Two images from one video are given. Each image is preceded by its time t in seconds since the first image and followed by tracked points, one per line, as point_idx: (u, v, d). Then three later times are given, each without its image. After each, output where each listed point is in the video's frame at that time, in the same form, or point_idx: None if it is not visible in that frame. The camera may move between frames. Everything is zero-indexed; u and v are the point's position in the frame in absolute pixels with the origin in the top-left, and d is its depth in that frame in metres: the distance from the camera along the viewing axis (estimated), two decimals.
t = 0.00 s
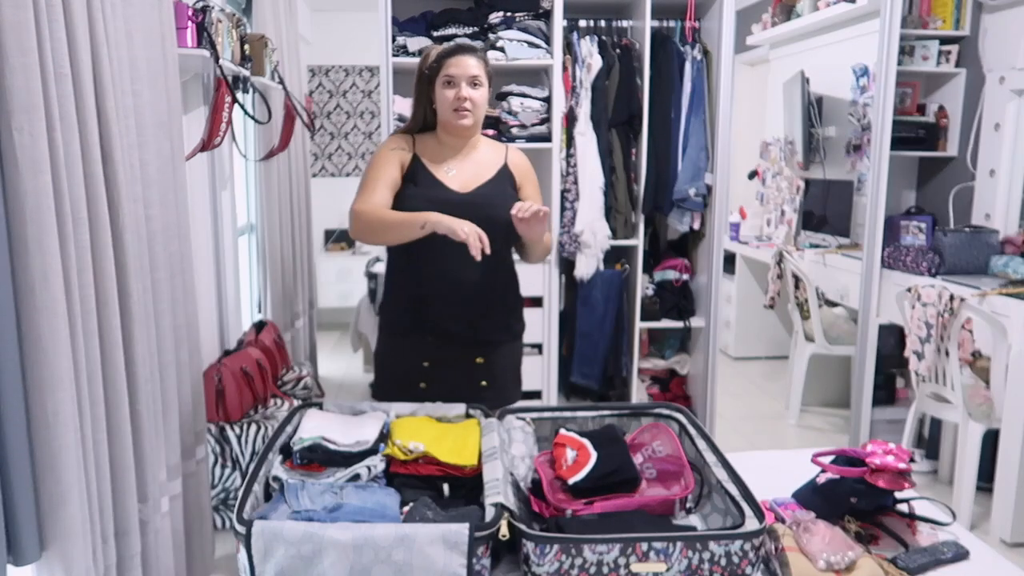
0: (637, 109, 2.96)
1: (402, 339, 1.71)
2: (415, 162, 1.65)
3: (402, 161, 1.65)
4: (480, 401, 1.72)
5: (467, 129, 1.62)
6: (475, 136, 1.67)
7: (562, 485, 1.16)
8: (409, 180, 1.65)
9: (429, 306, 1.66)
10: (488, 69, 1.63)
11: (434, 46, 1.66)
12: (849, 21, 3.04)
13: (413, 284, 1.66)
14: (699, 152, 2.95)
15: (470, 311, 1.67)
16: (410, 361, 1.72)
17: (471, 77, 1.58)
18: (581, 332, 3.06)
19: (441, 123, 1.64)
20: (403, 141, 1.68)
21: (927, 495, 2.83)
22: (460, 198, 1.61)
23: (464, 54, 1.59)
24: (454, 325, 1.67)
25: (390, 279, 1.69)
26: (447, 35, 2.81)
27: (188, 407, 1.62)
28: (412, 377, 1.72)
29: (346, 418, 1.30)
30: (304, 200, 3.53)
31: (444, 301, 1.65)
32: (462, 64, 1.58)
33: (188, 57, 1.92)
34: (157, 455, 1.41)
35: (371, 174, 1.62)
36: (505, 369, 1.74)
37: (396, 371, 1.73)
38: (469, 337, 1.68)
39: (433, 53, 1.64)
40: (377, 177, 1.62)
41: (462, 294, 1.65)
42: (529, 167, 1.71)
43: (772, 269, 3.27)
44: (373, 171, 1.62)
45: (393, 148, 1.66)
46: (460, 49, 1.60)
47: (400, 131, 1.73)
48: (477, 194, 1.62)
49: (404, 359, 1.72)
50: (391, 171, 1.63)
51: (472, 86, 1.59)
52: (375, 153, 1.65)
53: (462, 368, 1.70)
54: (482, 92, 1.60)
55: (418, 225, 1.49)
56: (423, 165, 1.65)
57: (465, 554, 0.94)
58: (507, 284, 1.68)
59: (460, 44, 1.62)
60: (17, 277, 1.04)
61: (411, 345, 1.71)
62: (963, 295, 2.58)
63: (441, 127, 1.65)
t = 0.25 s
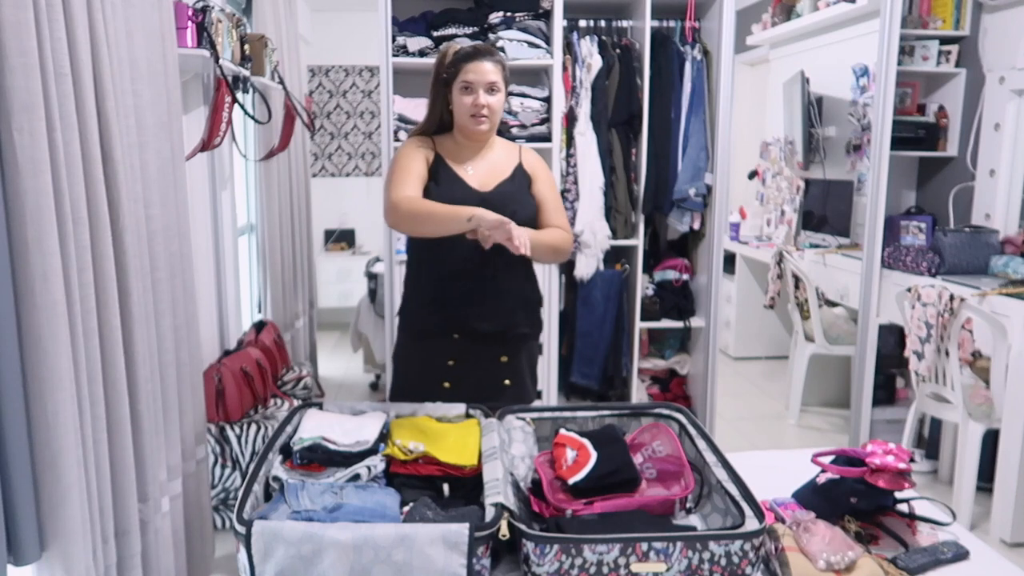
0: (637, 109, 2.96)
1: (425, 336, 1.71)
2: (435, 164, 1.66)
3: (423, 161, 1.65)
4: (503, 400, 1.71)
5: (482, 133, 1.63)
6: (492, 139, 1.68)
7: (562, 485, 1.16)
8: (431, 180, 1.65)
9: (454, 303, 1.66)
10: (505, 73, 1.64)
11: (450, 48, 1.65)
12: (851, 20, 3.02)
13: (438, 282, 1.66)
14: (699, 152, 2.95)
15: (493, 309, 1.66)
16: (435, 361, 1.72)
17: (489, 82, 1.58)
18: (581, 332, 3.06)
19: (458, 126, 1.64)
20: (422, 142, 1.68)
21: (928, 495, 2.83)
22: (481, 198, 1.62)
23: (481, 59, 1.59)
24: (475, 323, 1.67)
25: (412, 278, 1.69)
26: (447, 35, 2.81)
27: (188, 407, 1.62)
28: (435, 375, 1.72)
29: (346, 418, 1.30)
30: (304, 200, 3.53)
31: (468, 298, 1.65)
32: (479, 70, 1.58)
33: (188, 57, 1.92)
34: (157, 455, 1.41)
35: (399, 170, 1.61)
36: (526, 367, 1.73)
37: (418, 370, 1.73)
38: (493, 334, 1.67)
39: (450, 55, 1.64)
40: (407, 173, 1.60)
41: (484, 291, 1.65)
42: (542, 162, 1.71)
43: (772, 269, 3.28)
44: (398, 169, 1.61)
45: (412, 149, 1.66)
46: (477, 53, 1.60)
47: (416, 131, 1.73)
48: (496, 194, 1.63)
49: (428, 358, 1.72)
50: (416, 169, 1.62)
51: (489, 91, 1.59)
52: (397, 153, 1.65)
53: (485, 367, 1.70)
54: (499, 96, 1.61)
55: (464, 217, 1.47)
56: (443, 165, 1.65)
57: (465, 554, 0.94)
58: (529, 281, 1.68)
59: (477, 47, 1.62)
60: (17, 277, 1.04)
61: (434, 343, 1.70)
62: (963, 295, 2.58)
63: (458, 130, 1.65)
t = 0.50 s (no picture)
0: (637, 109, 2.96)
1: (435, 337, 1.71)
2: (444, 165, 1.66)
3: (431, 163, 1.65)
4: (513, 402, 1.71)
5: (490, 135, 1.63)
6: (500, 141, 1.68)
7: (562, 485, 1.16)
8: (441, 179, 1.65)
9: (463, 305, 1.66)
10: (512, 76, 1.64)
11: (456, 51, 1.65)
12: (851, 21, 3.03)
13: (448, 282, 1.65)
14: (700, 152, 2.95)
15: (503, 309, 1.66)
16: (444, 362, 1.72)
17: (496, 86, 1.58)
18: (581, 332, 3.06)
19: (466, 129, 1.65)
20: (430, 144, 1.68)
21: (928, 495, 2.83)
22: (492, 197, 1.62)
23: (487, 62, 1.59)
24: (485, 324, 1.67)
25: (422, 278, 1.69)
26: (447, 35, 2.81)
27: (188, 407, 1.62)
28: (445, 376, 1.72)
29: (346, 418, 1.30)
30: (304, 200, 3.53)
31: (477, 300, 1.65)
32: (487, 74, 1.58)
33: (188, 57, 1.92)
34: (157, 455, 1.41)
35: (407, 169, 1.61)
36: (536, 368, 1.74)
37: (428, 370, 1.73)
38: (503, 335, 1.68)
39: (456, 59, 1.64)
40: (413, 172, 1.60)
41: (494, 291, 1.64)
42: (550, 166, 1.73)
43: (772, 269, 3.28)
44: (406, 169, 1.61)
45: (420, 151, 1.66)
46: (484, 57, 1.60)
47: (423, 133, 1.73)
48: (509, 189, 1.63)
49: (437, 359, 1.72)
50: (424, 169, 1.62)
51: (496, 95, 1.59)
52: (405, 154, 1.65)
53: (495, 369, 1.70)
54: (506, 99, 1.61)
55: (471, 212, 1.48)
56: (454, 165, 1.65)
57: (465, 554, 0.94)
58: (539, 282, 1.68)
59: (483, 50, 1.62)
60: (17, 276, 1.04)
61: (444, 344, 1.71)
62: (963, 295, 2.58)
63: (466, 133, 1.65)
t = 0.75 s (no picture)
0: (637, 109, 2.96)
1: (438, 338, 1.71)
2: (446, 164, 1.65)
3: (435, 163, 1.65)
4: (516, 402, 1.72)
5: (492, 134, 1.63)
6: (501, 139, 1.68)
7: (562, 485, 1.16)
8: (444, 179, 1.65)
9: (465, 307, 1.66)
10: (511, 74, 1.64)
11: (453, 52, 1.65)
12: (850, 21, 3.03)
13: (452, 284, 1.66)
14: (699, 152, 2.95)
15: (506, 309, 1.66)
16: (447, 362, 1.72)
17: (496, 84, 1.59)
18: (581, 332, 3.06)
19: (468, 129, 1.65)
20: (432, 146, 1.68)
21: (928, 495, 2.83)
22: (496, 196, 1.62)
23: (486, 62, 1.60)
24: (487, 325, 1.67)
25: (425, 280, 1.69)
26: (447, 35, 2.81)
27: (188, 408, 1.62)
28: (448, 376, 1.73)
29: (346, 418, 1.30)
30: (304, 200, 3.53)
31: (479, 301, 1.65)
32: (486, 73, 1.58)
33: (188, 57, 1.92)
34: (157, 454, 1.41)
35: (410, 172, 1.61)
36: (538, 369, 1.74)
37: (432, 370, 1.73)
38: (505, 336, 1.68)
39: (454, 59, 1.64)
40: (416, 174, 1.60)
41: (497, 292, 1.64)
42: (552, 165, 1.73)
43: (772, 269, 3.28)
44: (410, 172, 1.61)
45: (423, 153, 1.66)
46: (482, 56, 1.60)
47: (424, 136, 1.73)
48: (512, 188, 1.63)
49: (442, 360, 1.72)
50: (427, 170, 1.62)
51: (497, 93, 1.59)
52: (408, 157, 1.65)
53: (498, 369, 1.70)
54: (506, 98, 1.61)
55: (477, 210, 1.47)
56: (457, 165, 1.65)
57: (465, 554, 0.95)
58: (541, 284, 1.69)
59: (481, 50, 1.62)
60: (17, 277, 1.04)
61: (446, 345, 1.71)
62: (963, 295, 2.58)
63: (467, 133, 1.65)
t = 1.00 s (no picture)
0: (637, 109, 2.96)
1: (437, 340, 1.71)
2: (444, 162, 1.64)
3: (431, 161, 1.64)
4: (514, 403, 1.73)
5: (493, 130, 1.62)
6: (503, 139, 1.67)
7: (562, 485, 1.16)
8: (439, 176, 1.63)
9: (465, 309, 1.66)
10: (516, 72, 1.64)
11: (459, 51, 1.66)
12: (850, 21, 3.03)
13: (451, 287, 1.65)
14: (699, 152, 2.95)
15: (508, 311, 1.67)
16: (446, 364, 1.72)
17: (500, 79, 1.58)
18: (581, 332, 3.06)
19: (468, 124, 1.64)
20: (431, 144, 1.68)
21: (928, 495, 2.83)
22: (494, 195, 1.61)
23: (491, 57, 1.60)
24: (486, 327, 1.67)
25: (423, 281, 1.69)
26: (447, 35, 2.81)
27: (188, 408, 1.62)
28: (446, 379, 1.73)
29: (346, 418, 1.30)
30: (304, 200, 3.54)
31: (479, 303, 1.65)
32: (490, 66, 1.58)
33: (188, 57, 1.92)
34: (158, 454, 1.41)
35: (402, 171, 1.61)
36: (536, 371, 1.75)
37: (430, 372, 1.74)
38: (505, 338, 1.69)
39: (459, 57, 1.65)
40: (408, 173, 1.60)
41: (500, 294, 1.65)
42: (554, 167, 1.72)
43: (772, 269, 3.27)
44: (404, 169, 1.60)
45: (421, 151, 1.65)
46: (487, 52, 1.61)
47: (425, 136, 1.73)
48: (510, 189, 1.62)
49: (441, 361, 1.72)
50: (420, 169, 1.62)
51: (501, 88, 1.59)
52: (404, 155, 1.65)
53: (497, 372, 1.71)
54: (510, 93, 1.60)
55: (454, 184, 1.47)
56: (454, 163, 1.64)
57: (465, 554, 0.95)
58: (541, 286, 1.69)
59: (487, 47, 1.62)
60: (18, 276, 1.04)
61: (445, 347, 1.71)
62: (963, 295, 2.58)
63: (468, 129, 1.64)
